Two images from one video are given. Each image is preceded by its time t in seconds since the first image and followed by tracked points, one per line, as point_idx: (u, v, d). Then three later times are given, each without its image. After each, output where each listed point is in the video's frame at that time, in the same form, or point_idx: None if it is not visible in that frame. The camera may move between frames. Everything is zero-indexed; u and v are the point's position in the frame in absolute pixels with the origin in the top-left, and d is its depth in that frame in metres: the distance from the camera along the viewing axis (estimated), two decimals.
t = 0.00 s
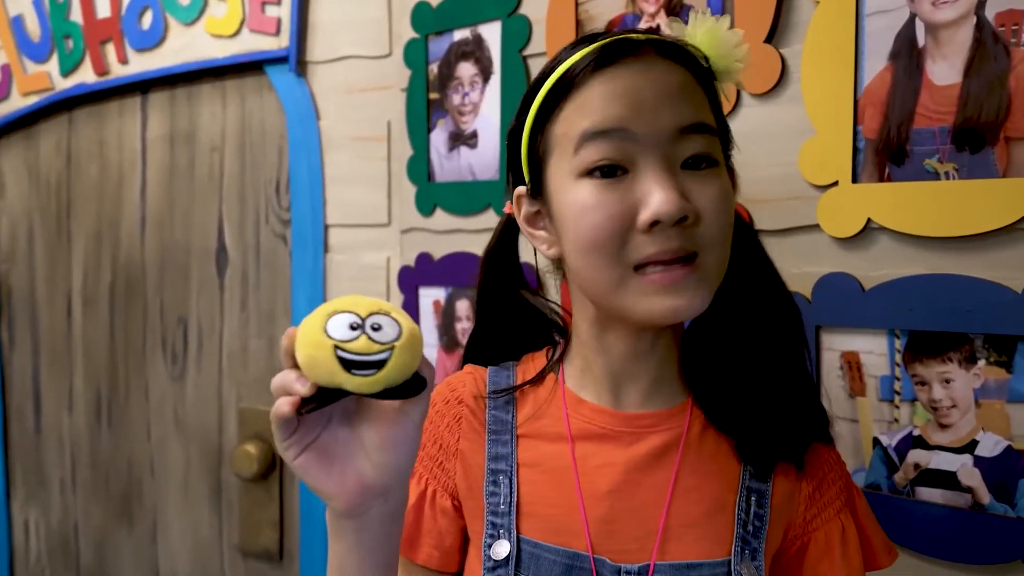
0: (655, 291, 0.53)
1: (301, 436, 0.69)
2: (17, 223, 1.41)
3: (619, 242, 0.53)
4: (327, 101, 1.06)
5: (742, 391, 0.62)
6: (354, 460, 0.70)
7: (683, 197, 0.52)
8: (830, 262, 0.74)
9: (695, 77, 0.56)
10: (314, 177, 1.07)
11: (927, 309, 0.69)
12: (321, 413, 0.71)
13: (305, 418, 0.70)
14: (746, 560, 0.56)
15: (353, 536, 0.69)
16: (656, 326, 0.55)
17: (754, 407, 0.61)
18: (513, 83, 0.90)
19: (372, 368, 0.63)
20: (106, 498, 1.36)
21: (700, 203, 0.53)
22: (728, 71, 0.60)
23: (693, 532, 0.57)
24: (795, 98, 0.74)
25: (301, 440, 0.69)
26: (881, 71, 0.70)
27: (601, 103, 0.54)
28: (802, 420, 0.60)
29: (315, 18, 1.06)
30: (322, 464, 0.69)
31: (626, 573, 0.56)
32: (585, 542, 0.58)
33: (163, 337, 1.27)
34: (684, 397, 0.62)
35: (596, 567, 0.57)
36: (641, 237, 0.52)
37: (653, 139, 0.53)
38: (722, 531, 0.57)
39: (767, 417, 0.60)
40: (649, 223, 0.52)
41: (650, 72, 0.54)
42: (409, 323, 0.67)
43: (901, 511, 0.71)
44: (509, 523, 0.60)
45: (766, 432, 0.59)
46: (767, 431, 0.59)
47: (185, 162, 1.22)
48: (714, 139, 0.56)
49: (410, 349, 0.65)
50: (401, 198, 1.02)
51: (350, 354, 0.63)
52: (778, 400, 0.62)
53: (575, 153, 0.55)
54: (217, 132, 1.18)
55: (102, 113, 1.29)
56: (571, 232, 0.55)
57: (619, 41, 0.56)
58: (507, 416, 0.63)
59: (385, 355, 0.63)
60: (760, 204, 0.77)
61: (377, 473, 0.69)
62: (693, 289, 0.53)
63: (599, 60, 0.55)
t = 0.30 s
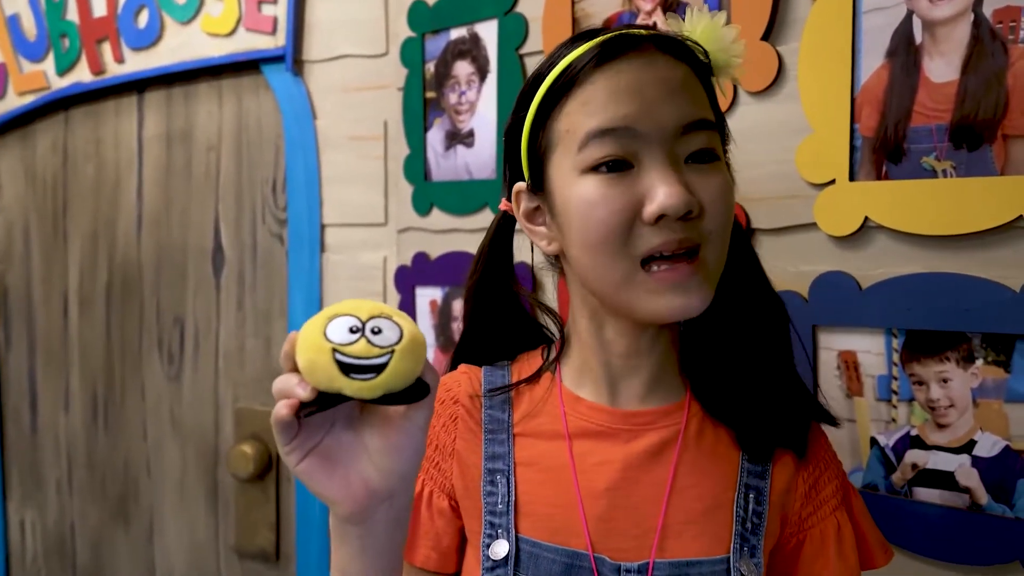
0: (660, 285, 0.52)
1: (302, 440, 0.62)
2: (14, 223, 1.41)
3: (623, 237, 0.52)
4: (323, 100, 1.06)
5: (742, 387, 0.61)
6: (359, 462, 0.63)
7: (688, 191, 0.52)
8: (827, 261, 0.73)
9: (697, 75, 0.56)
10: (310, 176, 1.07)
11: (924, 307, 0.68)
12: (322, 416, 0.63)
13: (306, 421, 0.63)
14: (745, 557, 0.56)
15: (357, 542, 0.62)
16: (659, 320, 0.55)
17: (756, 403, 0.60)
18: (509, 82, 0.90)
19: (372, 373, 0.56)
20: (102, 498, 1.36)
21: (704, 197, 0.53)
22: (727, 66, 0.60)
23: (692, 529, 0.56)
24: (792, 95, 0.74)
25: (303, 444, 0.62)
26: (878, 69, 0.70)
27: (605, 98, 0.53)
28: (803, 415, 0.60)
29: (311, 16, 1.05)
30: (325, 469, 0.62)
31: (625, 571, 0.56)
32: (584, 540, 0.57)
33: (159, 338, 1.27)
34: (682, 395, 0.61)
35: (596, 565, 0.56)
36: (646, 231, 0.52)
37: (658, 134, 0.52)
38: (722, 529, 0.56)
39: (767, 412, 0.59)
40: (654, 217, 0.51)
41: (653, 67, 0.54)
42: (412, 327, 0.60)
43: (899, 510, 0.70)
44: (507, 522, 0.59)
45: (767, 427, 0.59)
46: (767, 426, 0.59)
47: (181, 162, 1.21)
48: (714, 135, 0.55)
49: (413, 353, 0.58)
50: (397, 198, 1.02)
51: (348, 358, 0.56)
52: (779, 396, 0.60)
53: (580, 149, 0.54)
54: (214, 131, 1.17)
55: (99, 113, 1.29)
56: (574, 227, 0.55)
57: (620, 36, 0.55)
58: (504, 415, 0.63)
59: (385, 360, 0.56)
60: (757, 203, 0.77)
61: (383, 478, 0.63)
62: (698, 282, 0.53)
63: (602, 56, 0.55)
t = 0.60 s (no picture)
0: (657, 296, 0.52)
1: (314, 446, 0.65)
2: (13, 226, 1.41)
3: (620, 248, 0.52)
4: (322, 102, 1.06)
5: (743, 394, 0.61)
6: (371, 469, 0.66)
7: (684, 203, 0.52)
8: (825, 265, 0.73)
9: (696, 83, 0.56)
10: (309, 179, 1.07)
11: (926, 310, 0.68)
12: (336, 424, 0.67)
13: (318, 428, 0.66)
14: (749, 561, 0.56)
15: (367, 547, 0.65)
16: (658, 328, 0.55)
17: (756, 411, 0.60)
18: (508, 85, 0.90)
19: (386, 383, 0.60)
20: (101, 501, 1.36)
21: (701, 208, 0.53)
22: (727, 73, 0.60)
23: (697, 532, 0.56)
24: (791, 98, 0.74)
25: (315, 450, 0.65)
26: (876, 72, 0.70)
27: (601, 111, 0.53)
28: (804, 422, 0.60)
29: (309, 18, 1.05)
30: (338, 475, 0.65)
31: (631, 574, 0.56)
32: (590, 542, 0.57)
33: (158, 340, 1.27)
34: (688, 399, 0.61)
35: (602, 568, 0.56)
36: (643, 242, 0.52)
37: (654, 146, 0.52)
38: (726, 532, 0.56)
39: (769, 419, 0.59)
40: (651, 229, 0.51)
41: (650, 77, 0.54)
42: (426, 335, 0.63)
43: (900, 513, 0.70)
44: (514, 523, 0.59)
45: (767, 434, 0.59)
46: (767, 433, 0.59)
47: (180, 164, 1.21)
48: (713, 144, 0.55)
49: (427, 363, 0.61)
50: (396, 201, 1.02)
51: (362, 368, 0.60)
52: (783, 403, 0.60)
53: (577, 161, 0.54)
54: (212, 133, 1.17)
55: (98, 115, 1.29)
56: (572, 239, 0.55)
57: (616, 47, 0.55)
58: (511, 417, 0.63)
59: (398, 370, 0.60)
60: (757, 206, 0.76)
61: (394, 484, 0.65)
62: (695, 290, 0.52)
63: (599, 66, 0.55)
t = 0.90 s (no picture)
0: (654, 299, 0.52)
1: (332, 446, 0.63)
2: (13, 226, 1.41)
3: (617, 251, 0.52)
4: (323, 102, 1.06)
5: (747, 396, 0.61)
6: (387, 468, 0.65)
7: (681, 207, 0.52)
8: (825, 265, 0.73)
9: (698, 86, 0.56)
10: (309, 180, 1.07)
11: (928, 311, 0.68)
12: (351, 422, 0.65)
13: (336, 427, 0.64)
14: (753, 563, 0.56)
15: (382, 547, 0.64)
16: (658, 330, 0.55)
17: (758, 414, 0.60)
18: (509, 85, 0.90)
19: (414, 380, 0.58)
20: (101, 501, 1.36)
21: (700, 211, 0.52)
22: (732, 76, 0.59)
23: (702, 533, 0.56)
24: (792, 99, 0.74)
25: (333, 450, 0.63)
26: (878, 73, 0.69)
27: (601, 114, 0.53)
28: (807, 425, 0.60)
29: (310, 18, 1.05)
30: (355, 475, 0.63)
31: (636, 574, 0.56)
32: (595, 543, 0.57)
33: (158, 341, 1.27)
34: (694, 400, 0.61)
35: (608, 568, 0.56)
36: (640, 245, 0.52)
37: (652, 149, 0.52)
38: (731, 533, 0.56)
39: (773, 421, 0.59)
40: (648, 232, 0.51)
41: (651, 80, 0.54)
42: (449, 333, 0.62)
43: (903, 515, 0.70)
44: (520, 523, 0.59)
45: (768, 437, 0.59)
46: (769, 436, 0.59)
47: (181, 165, 1.21)
48: (715, 147, 0.55)
49: (453, 360, 0.60)
50: (397, 201, 1.02)
51: (390, 363, 0.57)
52: (787, 406, 0.61)
53: (577, 163, 0.54)
54: (213, 133, 1.17)
55: (98, 116, 1.29)
56: (571, 241, 0.55)
57: (618, 50, 0.56)
58: (517, 416, 0.63)
59: (427, 366, 0.58)
60: (759, 206, 0.76)
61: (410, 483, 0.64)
62: (692, 293, 0.52)
63: (601, 69, 0.55)
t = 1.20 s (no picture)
0: (654, 302, 0.52)
1: (335, 448, 0.56)
2: (14, 226, 1.40)
3: (617, 253, 0.52)
4: (323, 103, 1.06)
5: (749, 398, 0.61)
6: (392, 470, 0.58)
7: (681, 209, 0.51)
8: (828, 265, 0.73)
9: (698, 87, 0.56)
10: (310, 181, 1.07)
11: (931, 312, 0.68)
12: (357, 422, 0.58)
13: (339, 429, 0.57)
14: (756, 565, 0.56)
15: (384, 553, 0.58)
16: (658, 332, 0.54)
17: (761, 416, 0.60)
18: (510, 85, 0.90)
19: (421, 382, 0.52)
20: (101, 502, 1.36)
21: (699, 213, 0.52)
22: (732, 77, 0.59)
23: (704, 535, 0.56)
24: (794, 99, 0.73)
25: (336, 452, 0.57)
26: (880, 73, 0.69)
27: (600, 115, 0.53)
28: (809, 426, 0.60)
29: (311, 19, 1.05)
30: (357, 479, 0.57)
31: None
32: (597, 545, 0.57)
33: (158, 342, 1.27)
34: (695, 403, 0.61)
35: (610, 570, 0.56)
36: (639, 247, 0.52)
37: (652, 151, 0.52)
38: (733, 535, 0.56)
39: (775, 422, 0.59)
40: (647, 235, 0.51)
41: (651, 81, 0.53)
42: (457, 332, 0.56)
43: (906, 517, 0.70)
44: (522, 525, 0.59)
45: (771, 439, 0.59)
46: (772, 438, 0.59)
47: (181, 165, 1.21)
48: (715, 148, 0.54)
49: (461, 360, 0.54)
50: (398, 202, 1.01)
51: (397, 366, 0.52)
52: (789, 407, 0.60)
53: (575, 164, 0.54)
54: (214, 134, 1.17)
55: (98, 116, 1.29)
56: (571, 242, 0.55)
57: (618, 51, 0.55)
58: (518, 417, 0.62)
59: (434, 368, 0.52)
60: (761, 207, 0.76)
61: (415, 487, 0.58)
62: (692, 295, 0.52)
63: (601, 70, 0.55)
